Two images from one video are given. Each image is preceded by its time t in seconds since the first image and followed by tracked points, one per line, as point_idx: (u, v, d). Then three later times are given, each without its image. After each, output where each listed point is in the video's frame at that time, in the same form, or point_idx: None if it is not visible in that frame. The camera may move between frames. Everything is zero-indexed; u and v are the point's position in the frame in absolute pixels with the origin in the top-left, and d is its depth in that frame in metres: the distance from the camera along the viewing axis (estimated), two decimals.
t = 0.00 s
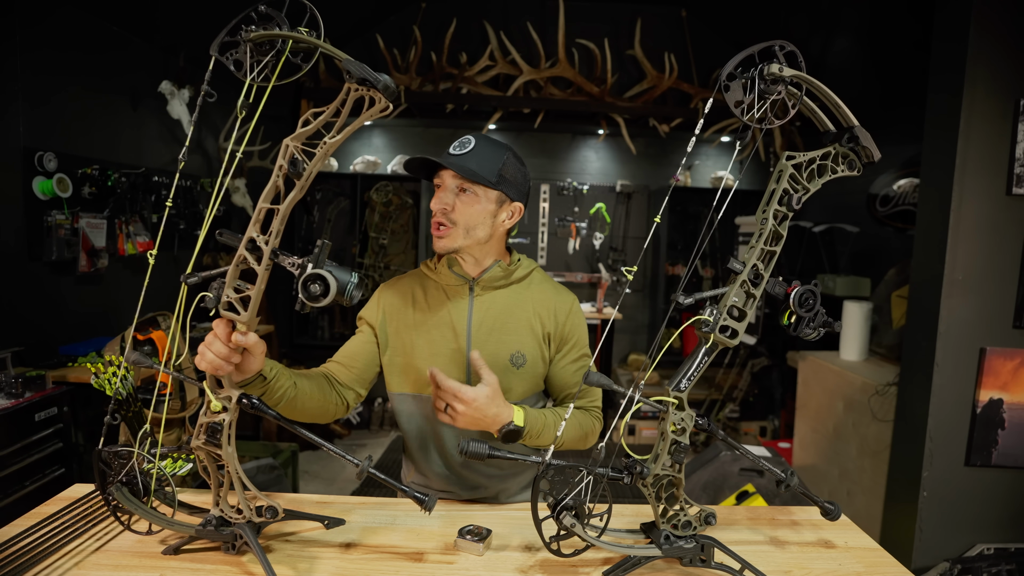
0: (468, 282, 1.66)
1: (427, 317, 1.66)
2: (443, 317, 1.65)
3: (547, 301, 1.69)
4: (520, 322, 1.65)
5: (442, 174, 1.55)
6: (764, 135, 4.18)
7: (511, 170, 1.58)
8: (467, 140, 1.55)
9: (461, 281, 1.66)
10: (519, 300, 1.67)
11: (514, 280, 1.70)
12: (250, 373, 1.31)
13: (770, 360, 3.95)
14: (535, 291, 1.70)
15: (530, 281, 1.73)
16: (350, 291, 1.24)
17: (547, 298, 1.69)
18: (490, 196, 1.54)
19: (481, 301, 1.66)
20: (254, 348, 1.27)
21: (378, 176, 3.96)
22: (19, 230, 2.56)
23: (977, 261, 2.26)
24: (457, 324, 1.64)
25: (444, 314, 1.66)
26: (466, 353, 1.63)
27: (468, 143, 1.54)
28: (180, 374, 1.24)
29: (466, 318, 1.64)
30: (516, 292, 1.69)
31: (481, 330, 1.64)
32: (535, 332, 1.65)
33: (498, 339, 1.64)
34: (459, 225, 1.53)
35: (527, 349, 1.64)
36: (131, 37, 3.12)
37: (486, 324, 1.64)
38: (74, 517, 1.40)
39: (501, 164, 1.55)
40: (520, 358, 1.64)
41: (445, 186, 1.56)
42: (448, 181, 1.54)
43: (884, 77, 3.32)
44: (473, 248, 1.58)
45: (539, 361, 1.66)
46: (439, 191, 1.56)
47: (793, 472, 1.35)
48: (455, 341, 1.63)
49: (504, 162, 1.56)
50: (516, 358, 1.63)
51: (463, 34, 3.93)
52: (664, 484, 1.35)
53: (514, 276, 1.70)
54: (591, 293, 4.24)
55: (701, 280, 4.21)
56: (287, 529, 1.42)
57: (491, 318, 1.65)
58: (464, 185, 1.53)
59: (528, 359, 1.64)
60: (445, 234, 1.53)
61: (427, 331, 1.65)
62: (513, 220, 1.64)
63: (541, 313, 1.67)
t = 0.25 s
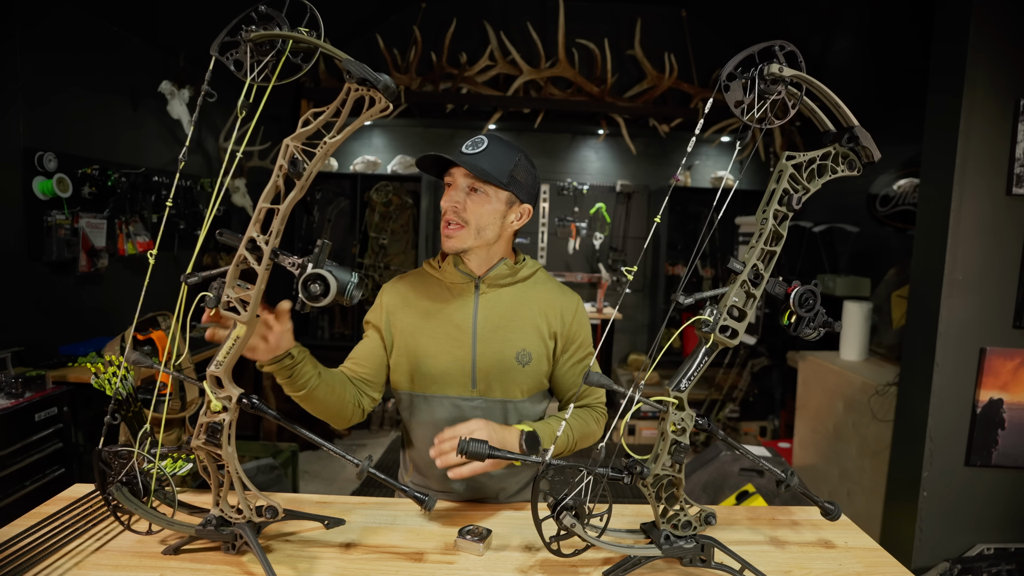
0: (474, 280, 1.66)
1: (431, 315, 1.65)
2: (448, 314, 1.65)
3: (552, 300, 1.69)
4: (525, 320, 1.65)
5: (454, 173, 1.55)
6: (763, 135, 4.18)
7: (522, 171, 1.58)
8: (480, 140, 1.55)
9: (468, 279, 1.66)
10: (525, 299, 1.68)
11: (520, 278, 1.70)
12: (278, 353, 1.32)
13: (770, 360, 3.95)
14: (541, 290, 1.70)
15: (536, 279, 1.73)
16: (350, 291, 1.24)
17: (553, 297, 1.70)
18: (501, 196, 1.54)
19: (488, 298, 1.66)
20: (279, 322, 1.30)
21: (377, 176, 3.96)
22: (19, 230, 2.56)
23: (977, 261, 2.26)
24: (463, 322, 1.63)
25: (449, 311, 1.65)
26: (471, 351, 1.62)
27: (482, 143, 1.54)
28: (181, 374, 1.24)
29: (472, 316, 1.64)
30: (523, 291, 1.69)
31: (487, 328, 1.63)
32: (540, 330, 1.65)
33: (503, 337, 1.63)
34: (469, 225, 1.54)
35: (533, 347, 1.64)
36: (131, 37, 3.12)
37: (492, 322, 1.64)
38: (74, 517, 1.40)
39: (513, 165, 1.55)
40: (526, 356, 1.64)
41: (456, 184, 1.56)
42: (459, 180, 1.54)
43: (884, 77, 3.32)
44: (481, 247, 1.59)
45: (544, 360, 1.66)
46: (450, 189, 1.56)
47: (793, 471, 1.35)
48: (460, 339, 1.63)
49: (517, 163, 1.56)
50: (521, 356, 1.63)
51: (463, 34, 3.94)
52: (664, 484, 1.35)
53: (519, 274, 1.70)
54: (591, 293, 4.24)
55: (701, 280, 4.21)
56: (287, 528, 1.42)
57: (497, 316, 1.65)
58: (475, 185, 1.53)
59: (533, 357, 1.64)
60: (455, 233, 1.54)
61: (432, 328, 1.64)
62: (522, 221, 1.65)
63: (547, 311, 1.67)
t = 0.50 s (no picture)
0: (475, 279, 1.67)
1: (432, 313, 1.65)
2: (449, 312, 1.65)
3: (554, 299, 1.69)
4: (525, 319, 1.65)
5: (452, 175, 1.55)
6: (763, 135, 4.18)
7: (519, 170, 1.58)
8: (476, 140, 1.55)
9: (468, 277, 1.67)
10: (526, 297, 1.68)
11: (521, 278, 1.70)
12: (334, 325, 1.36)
13: (770, 360, 3.96)
14: (542, 290, 1.70)
15: (537, 279, 1.74)
16: (350, 291, 1.24)
17: (554, 296, 1.70)
18: (500, 197, 1.54)
19: (488, 297, 1.67)
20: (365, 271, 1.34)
21: (378, 176, 3.97)
22: (19, 230, 2.56)
23: (977, 261, 2.26)
24: (463, 320, 1.64)
25: (450, 310, 1.65)
26: (471, 349, 1.62)
27: (478, 144, 1.54)
28: (181, 375, 1.24)
29: (473, 314, 1.64)
30: (524, 290, 1.69)
31: (487, 326, 1.63)
32: (541, 329, 1.66)
33: (504, 335, 1.63)
34: (470, 226, 1.54)
35: (533, 346, 1.64)
36: (131, 37, 3.12)
37: (492, 320, 1.64)
38: (74, 517, 1.40)
39: (509, 163, 1.55)
40: (526, 355, 1.63)
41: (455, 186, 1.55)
42: (457, 183, 1.53)
43: (884, 77, 3.32)
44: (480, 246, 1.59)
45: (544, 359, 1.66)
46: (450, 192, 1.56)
47: (793, 472, 1.35)
48: (460, 337, 1.63)
49: (513, 161, 1.56)
50: (521, 355, 1.63)
51: (463, 34, 3.94)
52: (664, 484, 1.35)
53: (521, 274, 1.70)
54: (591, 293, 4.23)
55: (701, 280, 4.21)
56: (287, 529, 1.42)
57: (497, 314, 1.65)
58: (473, 187, 1.52)
59: (533, 356, 1.64)
60: (457, 235, 1.54)
61: (433, 326, 1.64)
62: (522, 220, 1.65)
63: (548, 311, 1.67)
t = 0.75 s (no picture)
0: (475, 279, 1.67)
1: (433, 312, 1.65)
2: (449, 313, 1.65)
3: (554, 300, 1.69)
4: (526, 319, 1.65)
5: (452, 177, 1.54)
6: (764, 135, 4.18)
7: (519, 169, 1.58)
8: (475, 142, 1.55)
9: (470, 277, 1.67)
10: (527, 298, 1.68)
11: (522, 278, 1.70)
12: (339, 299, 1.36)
13: (770, 360, 3.96)
14: (543, 290, 1.70)
15: (539, 279, 1.74)
16: (350, 291, 1.24)
17: (555, 297, 1.70)
18: (500, 197, 1.53)
19: (489, 297, 1.67)
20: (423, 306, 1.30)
21: (378, 176, 3.97)
22: (19, 230, 2.56)
23: (977, 262, 2.26)
24: (465, 319, 1.64)
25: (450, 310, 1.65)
26: (472, 349, 1.62)
27: (477, 146, 1.54)
28: (181, 375, 1.24)
29: (474, 313, 1.64)
30: (525, 290, 1.69)
31: (488, 326, 1.63)
32: (541, 329, 1.66)
33: (504, 336, 1.63)
34: (471, 227, 1.53)
35: (533, 346, 1.64)
36: (131, 37, 3.12)
37: (493, 320, 1.64)
38: (74, 517, 1.40)
39: (509, 163, 1.55)
40: (526, 355, 1.63)
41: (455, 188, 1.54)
42: (458, 185, 1.53)
43: (884, 77, 3.32)
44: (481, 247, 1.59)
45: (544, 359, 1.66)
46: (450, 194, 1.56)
47: (793, 472, 1.35)
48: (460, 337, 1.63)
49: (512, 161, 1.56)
50: (522, 355, 1.63)
51: (463, 34, 3.94)
52: (664, 484, 1.35)
53: (522, 274, 1.70)
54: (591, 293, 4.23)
55: (701, 280, 4.21)
56: (287, 529, 1.42)
57: (498, 314, 1.65)
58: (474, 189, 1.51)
59: (533, 356, 1.64)
60: (457, 237, 1.53)
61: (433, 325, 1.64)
62: (524, 220, 1.65)
63: (548, 311, 1.67)
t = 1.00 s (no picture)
0: (477, 281, 1.67)
1: (435, 316, 1.65)
2: (452, 316, 1.65)
3: (556, 299, 1.69)
4: (529, 320, 1.65)
5: (456, 179, 1.54)
6: (764, 135, 4.18)
7: (520, 170, 1.59)
8: (477, 142, 1.55)
9: (471, 279, 1.67)
10: (529, 298, 1.68)
11: (523, 278, 1.70)
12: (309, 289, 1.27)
13: (770, 360, 3.96)
14: (544, 290, 1.70)
15: (540, 279, 1.74)
16: (350, 291, 1.24)
17: (556, 296, 1.70)
18: (504, 196, 1.54)
19: (491, 298, 1.66)
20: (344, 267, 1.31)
21: (378, 176, 3.97)
22: (19, 230, 2.56)
23: (977, 262, 2.26)
24: (467, 322, 1.64)
25: (453, 313, 1.65)
26: (475, 352, 1.62)
27: (479, 146, 1.53)
28: (182, 375, 1.24)
29: (476, 315, 1.64)
30: (526, 290, 1.69)
31: (491, 328, 1.63)
32: (544, 329, 1.66)
33: (507, 337, 1.63)
34: (476, 227, 1.53)
35: (536, 346, 1.64)
36: (131, 37, 3.12)
37: (496, 322, 1.64)
38: (74, 517, 1.40)
39: (512, 163, 1.56)
40: (530, 356, 1.63)
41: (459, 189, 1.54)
42: (462, 186, 1.53)
43: (884, 77, 3.32)
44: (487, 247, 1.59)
45: (548, 359, 1.66)
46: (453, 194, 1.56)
47: (793, 472, 1.35)
48: (463, 340, 1.62)
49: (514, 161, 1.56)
50: (525, 356, 1.63)
51: (463, 34, 3.94)
52: (664, 484, 1.35)
53: (522, 274, 1.70)
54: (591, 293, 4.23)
55: (701, 280, 4.21)
56: (287, 529, 1.42)
57: (501, 315, 1.64)
58: (479, 188, 1.52)
59: (537, 356, 1.64)
60: (464, 237, 1.53)
61: (436, 329, 1.64)
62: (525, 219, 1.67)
63: (550, 311, 1.67)
